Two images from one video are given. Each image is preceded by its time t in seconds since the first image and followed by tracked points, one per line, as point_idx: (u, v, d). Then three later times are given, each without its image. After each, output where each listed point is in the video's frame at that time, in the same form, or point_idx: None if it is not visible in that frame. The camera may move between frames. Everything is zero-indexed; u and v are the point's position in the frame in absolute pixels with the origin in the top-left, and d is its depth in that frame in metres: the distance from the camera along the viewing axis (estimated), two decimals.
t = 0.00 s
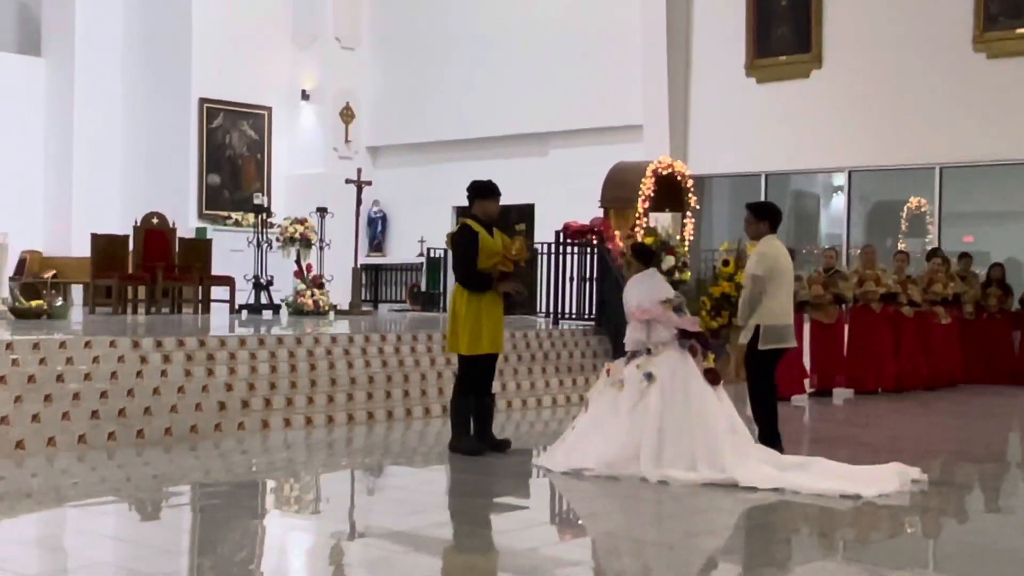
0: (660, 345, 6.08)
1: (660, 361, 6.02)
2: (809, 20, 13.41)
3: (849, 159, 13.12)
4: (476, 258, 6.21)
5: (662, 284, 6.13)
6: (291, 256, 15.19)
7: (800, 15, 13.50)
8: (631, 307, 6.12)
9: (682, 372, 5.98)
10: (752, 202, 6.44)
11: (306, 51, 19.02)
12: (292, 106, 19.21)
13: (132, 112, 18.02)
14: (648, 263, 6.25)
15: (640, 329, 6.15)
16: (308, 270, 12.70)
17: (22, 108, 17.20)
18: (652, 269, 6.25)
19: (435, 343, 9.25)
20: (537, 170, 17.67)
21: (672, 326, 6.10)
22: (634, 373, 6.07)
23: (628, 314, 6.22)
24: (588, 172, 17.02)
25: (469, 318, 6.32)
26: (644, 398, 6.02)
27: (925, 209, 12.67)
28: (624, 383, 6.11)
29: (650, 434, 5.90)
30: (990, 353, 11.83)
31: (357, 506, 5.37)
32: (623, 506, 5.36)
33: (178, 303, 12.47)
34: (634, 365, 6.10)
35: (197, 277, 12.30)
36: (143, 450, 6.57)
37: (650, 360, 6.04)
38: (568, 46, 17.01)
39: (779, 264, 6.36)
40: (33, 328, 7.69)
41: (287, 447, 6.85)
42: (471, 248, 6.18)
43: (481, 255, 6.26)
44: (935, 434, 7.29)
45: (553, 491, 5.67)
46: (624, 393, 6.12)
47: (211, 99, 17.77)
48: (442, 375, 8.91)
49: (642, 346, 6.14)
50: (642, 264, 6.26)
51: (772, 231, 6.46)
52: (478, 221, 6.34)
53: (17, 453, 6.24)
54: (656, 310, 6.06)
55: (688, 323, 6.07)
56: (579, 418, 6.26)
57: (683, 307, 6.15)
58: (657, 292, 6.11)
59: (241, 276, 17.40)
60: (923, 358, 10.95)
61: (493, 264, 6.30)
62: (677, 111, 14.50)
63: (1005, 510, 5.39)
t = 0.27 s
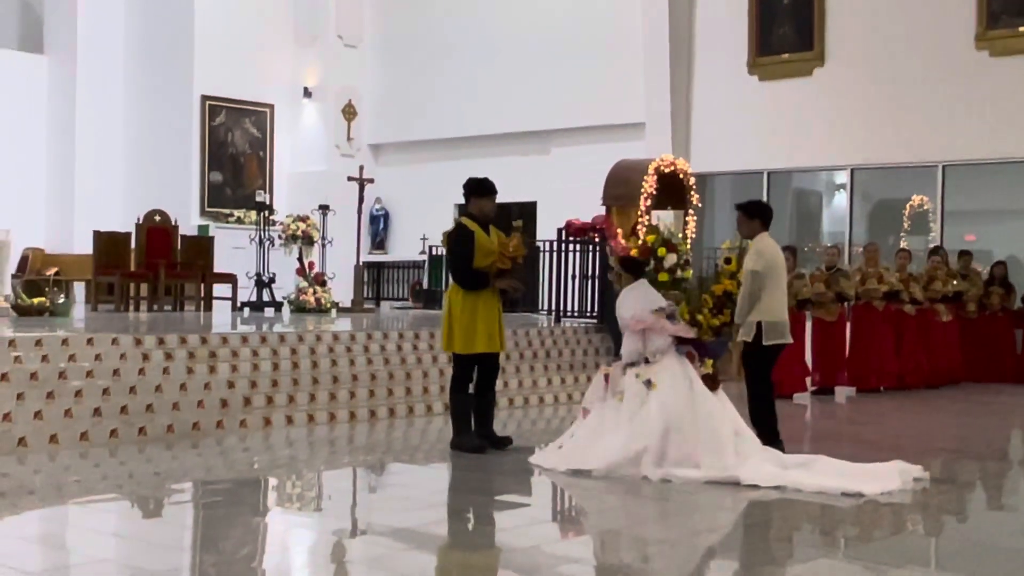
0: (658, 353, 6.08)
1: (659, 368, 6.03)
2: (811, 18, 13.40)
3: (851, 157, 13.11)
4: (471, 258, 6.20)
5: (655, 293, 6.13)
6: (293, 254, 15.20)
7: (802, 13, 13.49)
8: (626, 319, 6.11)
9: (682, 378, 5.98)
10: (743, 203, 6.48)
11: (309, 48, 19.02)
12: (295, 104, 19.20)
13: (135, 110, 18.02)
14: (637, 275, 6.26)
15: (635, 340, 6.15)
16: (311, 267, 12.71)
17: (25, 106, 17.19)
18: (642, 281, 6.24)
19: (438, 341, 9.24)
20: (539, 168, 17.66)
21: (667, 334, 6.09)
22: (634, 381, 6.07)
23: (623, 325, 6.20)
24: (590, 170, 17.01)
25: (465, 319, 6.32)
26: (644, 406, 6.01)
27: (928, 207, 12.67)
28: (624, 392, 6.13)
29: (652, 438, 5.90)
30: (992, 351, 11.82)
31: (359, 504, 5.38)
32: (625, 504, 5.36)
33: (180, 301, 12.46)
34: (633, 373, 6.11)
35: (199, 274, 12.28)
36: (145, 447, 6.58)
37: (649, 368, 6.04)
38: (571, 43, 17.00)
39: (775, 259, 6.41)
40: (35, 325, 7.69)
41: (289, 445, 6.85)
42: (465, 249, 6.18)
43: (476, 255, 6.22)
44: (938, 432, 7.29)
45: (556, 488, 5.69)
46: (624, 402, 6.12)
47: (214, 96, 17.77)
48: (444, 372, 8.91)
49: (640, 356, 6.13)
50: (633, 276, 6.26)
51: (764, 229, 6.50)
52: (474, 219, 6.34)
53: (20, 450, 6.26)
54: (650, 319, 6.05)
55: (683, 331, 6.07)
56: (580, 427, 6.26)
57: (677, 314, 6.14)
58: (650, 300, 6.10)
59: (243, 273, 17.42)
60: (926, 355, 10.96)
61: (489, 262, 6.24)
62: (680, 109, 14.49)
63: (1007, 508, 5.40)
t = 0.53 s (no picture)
0: (656, 355, 6.06)
1: (658, 370, 6.03)
2: (813, 16, 13.38)
3: (854, 155, 13.10)
4: (470, 256, 6.19)
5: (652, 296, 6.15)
6: (294, 252, 15.20)
7: (805, 11, 13.48)
8: (624, 322, 6.08)
9: (682, 380, 5.99)
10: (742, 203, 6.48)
11: (311, 47, 19.01)
12: (297, 102, 19.19)
13: (137, 108, 18.03)
14: (634, 278, 6.32)
15: (633, 343, 6.12)
16: (313, 265, 12.71)
17: (27, 103, 17.21)
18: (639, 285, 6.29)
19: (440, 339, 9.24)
20: (541, 166, 17.65)
21: (666, 337, 6.08)
22: (634, 383, 6.06)
23: (620, 329, 6.17)
24: (592, 169, 17.00)
25: (465, 315, 6.34)
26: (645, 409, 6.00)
27: (930, 206, 12.65)
28: (624, 395, 6.11)
29: (654, 440, 5.87)
30: (994, 350, 11.81)
31: (360, 502, 5.38)
32: (626, 502, 5.36)
33: (182, 299, 12.45)
34: (632, 375, 6.09)
35: (201, 272, 12.27)
36: (147, 445, 6.58)
37: (648, 370, 6.03)
38: (573, 41, 16.99)
39: (774, 257, 6.40)
40: (38, 322, 7.70)
41: (291, 442, 6.86)
42: (463, 246, 6.17)
43: (475, 251, 6.22)
44: (940, 431, 7.28)
45: (557, 487, 5.68)
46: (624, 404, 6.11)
47: (216, 94, 17.78)
48: (446, 370, 8.91)
49: (639, 359, 6.11)
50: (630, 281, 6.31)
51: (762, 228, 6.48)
52: (472, 216, 6.32)
53: (22, 448, 6.26)
54: (649, 322, 6.05)
55: (682, 333, 6.07)
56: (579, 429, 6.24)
57: (675, 317, 6.15)
58: (647, 303, 6.11)
59: (245, 271, 17.43)
60: (928, 354, 10.96)
61: (489, 258, 6.24)
62: (682, 107, 14.48)
63: (1009, 507, 5.39)
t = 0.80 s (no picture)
0: (656, 354, 6.09)
1: (658, 369, 6.05)
2: (816, 15, 13.38)
3: (855, 155, 13.09)
4: (472, 254, 6.19)
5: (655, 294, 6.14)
6: (296, 250, 15.20)
7: (807, 10, 13.48)
8: (625, 321, 6.09)
9: (682, 380, 6.02)
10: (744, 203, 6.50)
11: (312, 46, 19.00)
12: (298, 101, 19.16)
13: (139, 107, 18.02)
14: (634, 276, 6.26)
15: (633, 341, 6.12)
16: (314, 264, 12.72)
17: (29, 103, 17.22)
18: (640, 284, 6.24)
19: (441, 338, 9.24)
20: (542, 165, 17.65)
21: (666, 335, 6.10)
22: (633, 382, 6.07)
23: (620, 327, 6.18)
24: (594, 168, 17.00)
25: (469, 314, 6.33)
26: (644, 408, 6.01)
27: (932, 205, 12.63)
28: (624, 393, 6.12)
29: (654, 439, 5.88)
30: (996, 349, 11.80)
31: (362, 500, 5.38)
32: (628, 501, 5.36)
33: (184, 297, 12.45)
34: (632, 374, 6.11)
35: (203, 270, 12.27)
36: (148, 443, 6.58)
37: (648, 369, 6.06)
38: (576, 40, 16.99)
39: (775, 256, 6.45)
40: (39, 321, 7.70)
41: (293, 441, 6.87)
42: (464, 245, 6.16)
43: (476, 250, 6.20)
44: (941, 430, 7.28)
45: (559, 485, 5.69)
46: (622, 404, 6.12)
47: (219, 93, 17.76)
48: (447, 369, 8.91)
49: (639, 357, 6.12)
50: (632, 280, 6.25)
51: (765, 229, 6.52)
52: (473, 215, 6.32)
53: (23, 446, 6.27)
54: (650, 320, 6.05)
55: (683, 331, 6.10)
56: (577, 429, 6.24)
57: (675, 316, 6.16)
58: (649, 302, 6.11)
59: (246, 270, 17.44)
60: (930, 353, 10.95)
61: (490, 256, 6.23)
62: (684, 107, 14.48)
63: (1010, 506, 5.40)
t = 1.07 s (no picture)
0: (655, 355, 6.08)
1: (658, 370, 6.05)
2: (818, 17, 13.39)
3: (857, 157, 13.09)
4: (473, 257, 6.18)
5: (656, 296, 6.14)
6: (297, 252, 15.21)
7: (809, 12, 13.48)
8: (626, 320, 6.07)
9: (682, 381, 6.01)
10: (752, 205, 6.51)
11: (314, 47, 19.03)
12: (300, 102, 19.15)
13: (140, 108, 18.03)
14: (637, 276, 6.27)
15: (632, 342, 6.12)
16: (316, 266, 12.72)
17: (30, 104, 17.24)
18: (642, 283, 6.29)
19: (443, 340, 9.24)
20: (544, 167, 17.67)
21: (666, 336, 6.10)
22: (633, 384, 6.07)
23: (620, 327, 6.17)
24: (595, 170, 17.00)
25: (472, 317, 6.32)
26: (645, 409, 6.01)
27: (933, 207, 12.60)
28: (624, 395, 6.11)
29: (653, 440, 5.88)
30: (998, 351, 11.79)
31: (363, 502, 5.39)
32: (629, 503, 5.36)
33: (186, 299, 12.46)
34: (632, 375, 6.10)
35: (205, 272, 12.28)
36: (150, 445, 6.59)
37: (648, 370, 6.05)
38: (577, 42, 17.01)
39: (779, 257, 6.48)
40: (41, 322, 7.70)
41: (294, 442, 6.87)
42: (464, 247, 6.16)
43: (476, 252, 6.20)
44: (943, 432, 7.27)
45: (560, 488, 5.69)
46: (623, 406, 6.12)
47: (220, 95, 17.79)
48: (449, 371, 8.91)
49: (638, 358, 6.12)
50: (634, 277, 6.25)
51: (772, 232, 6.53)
52: (474, 217, 6.32)
53: (25, 447, 6.27)
54: (650, 321, 6.04)
55: (684, 333, 6.08)
56: (577, 431, 6.25)
57: (676, 316, 6.15)
58: (649, 303, 6.09)
59: (248, 271, 17.46)
60: (931, 354, 10.93)
61: (491, 258, 6.22)
62: (685, 109, 14.48)
63: (1012, 509, 5.39)
